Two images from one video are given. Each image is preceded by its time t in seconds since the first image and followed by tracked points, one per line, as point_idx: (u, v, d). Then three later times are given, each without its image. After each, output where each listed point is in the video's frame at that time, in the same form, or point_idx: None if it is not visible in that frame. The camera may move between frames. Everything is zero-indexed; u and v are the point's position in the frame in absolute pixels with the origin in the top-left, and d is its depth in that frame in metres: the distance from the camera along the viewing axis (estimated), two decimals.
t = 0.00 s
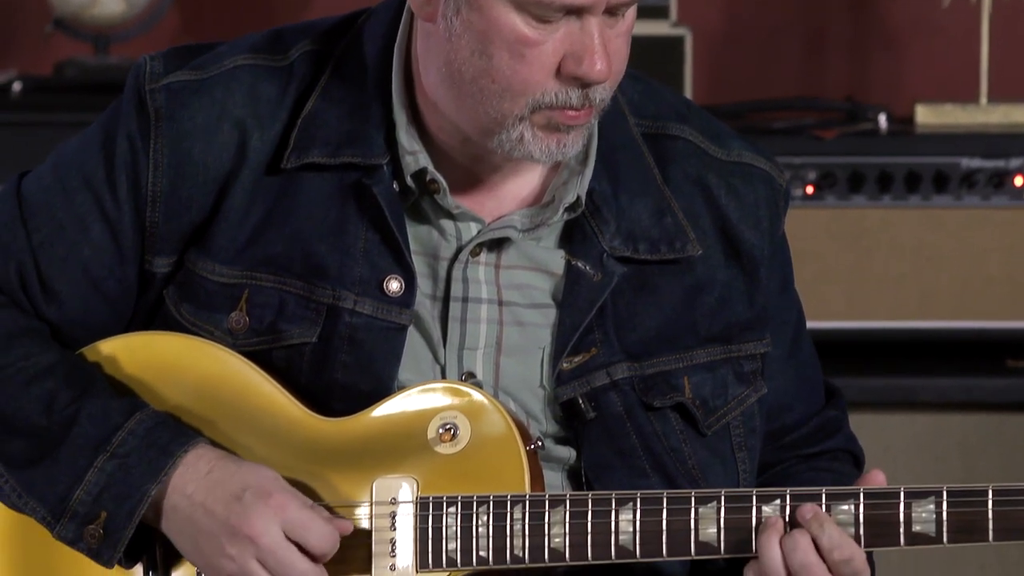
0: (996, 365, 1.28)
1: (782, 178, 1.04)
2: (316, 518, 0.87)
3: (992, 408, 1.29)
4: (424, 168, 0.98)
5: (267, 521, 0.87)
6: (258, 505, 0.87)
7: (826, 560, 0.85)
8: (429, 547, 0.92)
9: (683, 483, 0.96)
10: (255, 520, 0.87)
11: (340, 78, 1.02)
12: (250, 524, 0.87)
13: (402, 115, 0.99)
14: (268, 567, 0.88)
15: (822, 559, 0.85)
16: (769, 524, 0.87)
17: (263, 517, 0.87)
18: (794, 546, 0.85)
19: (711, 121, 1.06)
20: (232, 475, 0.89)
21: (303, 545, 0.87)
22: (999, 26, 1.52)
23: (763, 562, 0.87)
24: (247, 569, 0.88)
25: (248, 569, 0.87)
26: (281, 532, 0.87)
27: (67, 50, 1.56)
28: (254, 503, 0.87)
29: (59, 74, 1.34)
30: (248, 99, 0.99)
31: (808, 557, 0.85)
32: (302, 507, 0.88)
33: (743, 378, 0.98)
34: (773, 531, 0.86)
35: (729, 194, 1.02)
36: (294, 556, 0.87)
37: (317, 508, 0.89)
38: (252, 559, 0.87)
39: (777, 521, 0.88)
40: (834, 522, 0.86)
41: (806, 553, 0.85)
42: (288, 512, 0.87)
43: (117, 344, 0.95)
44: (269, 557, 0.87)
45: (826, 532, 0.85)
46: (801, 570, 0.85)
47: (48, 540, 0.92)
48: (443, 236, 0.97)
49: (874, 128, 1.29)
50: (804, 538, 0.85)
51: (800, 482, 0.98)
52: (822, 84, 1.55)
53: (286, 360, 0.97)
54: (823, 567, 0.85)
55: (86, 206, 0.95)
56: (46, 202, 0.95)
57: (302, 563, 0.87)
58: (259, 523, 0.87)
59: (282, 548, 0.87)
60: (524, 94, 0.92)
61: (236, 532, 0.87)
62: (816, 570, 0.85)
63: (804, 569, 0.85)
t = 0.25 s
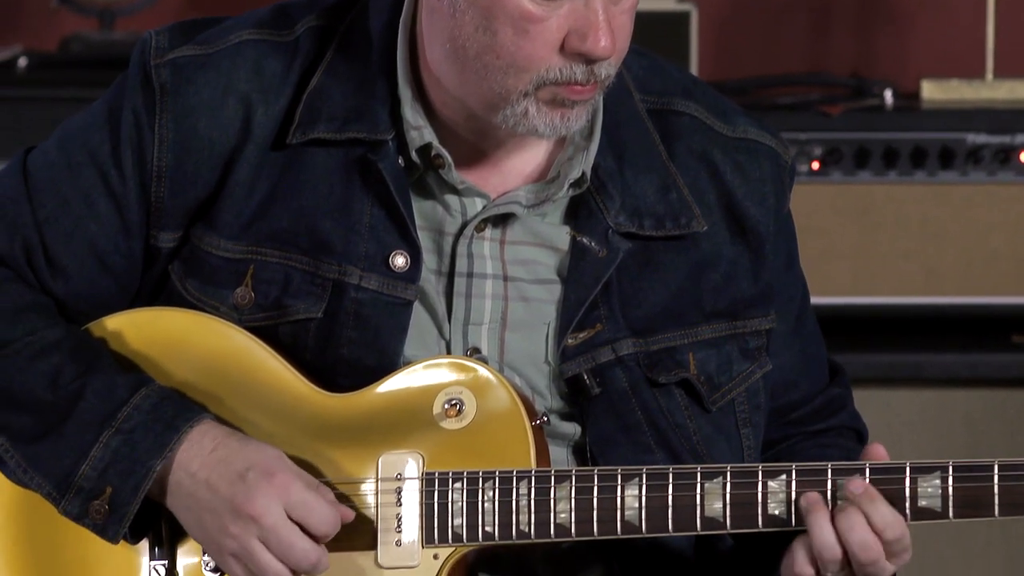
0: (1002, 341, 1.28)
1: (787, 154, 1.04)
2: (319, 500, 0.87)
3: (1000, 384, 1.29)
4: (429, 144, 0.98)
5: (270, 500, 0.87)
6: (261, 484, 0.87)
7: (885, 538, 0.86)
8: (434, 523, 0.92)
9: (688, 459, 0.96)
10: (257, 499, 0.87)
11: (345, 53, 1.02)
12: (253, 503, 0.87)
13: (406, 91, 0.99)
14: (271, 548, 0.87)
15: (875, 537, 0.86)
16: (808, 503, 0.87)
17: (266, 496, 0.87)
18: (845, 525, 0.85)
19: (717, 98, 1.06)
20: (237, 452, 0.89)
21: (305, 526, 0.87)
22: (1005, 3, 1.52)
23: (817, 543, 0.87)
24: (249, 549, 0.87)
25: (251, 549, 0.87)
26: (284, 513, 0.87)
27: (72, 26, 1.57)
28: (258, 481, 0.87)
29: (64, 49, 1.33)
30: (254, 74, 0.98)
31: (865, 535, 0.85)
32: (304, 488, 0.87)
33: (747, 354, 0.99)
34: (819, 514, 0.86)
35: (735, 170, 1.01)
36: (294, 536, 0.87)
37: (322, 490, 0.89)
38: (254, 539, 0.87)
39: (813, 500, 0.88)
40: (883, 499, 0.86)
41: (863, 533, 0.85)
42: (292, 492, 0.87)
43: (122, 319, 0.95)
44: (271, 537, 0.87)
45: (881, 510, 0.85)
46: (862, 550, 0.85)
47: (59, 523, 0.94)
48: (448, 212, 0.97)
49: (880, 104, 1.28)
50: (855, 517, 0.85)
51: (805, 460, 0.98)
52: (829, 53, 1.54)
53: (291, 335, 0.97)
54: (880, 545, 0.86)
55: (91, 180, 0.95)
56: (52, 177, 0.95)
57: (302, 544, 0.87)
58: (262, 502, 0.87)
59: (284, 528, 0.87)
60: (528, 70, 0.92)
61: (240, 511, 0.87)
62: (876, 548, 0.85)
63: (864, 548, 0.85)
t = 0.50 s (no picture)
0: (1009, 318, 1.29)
1: (795, 130, 1.04)
2: (314, 482, 0.86)
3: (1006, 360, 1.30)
4: (437, 120, 0.98)
5: (267, 480, 0.85)
6: (259, 463, 0.86)
7: (852, 515, 0.84)
8: (440, 499, 0.91)
9: (697, 435, 0.96)
10: (254, 477, 0.85)
11: (353, 30, 1.02)
12: (251, 481, 0.85)
13: (414, 67, 0.99)
14: (267, 525, 0.86)
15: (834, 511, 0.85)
16: (778, 480, 0.86)
17: (262, 475, 0.85)
18: (806, 501, 0.84)
19: (725, 74, 1.05)
20: (241, 427, 0.88)
21: (299, 507, 0.86)
22: None
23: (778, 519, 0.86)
24: (244, 526, 0.86)
25: (245, 525, 0.86)
26: (280, 492, 0.86)
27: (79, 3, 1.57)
28: (257, 460, 0.86)
29: (70, 25, 1.33)
30: (261, 50, 0.98)
31: (817, 510, 0.84)
32: (303, 469, 0.86)
33: (755, 329, 0.98)
34: (782, 489, 0.85)
35: (743, 145, 1.01)
36: (289, 516, 0.85)
37: (320, 474, 0.87)
38: (250, 516, 0.86)
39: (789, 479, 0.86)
40: (845, 476, 0.84)
41: (814, 507, 0.84)
42: (288, 473, 0.86)
43: (130, 294, 0.95)
44: (266, 516, 0.85)
45: (841, 487, 0.84)
46: (812, 524, 0.84)
47: (71, 501, 0.95)
48: (456, 188, 0.97)
49: (886, 81, 1.28)
50: (811, 494, 0.84)
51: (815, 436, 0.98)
52: (834, 32, 1.55)
53: (299, 312, 0.97)
54: (833, 520, 0.84)
55: (97, 156, 0.95)
56: (58, 154, 0.95)
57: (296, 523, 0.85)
58: (259, 480, 0.85)
59: (279, 507, 0.85)
60: (536, 46, 0.92)
61: (237, 488, 0.86)
62: (825, 523, 0.84)
63: (815, 523, 0.84)
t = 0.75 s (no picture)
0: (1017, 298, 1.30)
1: (802, 110, 1.04)
2: (332, 454, 0.87)
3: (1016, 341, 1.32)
4: (444, 99, 0.98)
5: (285, 454, 0.86)
6: (275, 438, 0.86)
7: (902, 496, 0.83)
8: (448, 479, 0.91)
9: (704, 415, 0.96)
10: (271, 454, 0.86)
11: (361, 10, 1.02)
12: (268, 457, 0.86)
13: (421, 46, 0.99)
14: (284, 502, 0.86)
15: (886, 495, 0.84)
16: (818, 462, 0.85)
17: (279, 450, 0.86)
18: (852, 485, 0.83)
19: (732, 54, 1.05)
20: (250, 407, 0.88)
21: (318, 480, 0.86)
22: None
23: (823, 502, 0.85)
24: (261, 504, 0.87)
25: (264, 502, 0.86)
26: (297, 466, 0.86)
27: None
28: (272, 436, 0.87)
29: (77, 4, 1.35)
30: (268, 30, 0.98)
31: (870, 494, 0.83)
32: (319, 443, 0.87)
33: (763, 309, 0.98)
34: (823, 471, 0.85)
35: (750, 125, 1.01)
36: (308, 490, 0.86)
37: (335, 445, 0.88)
38: (268, 492, 0.86)
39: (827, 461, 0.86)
40: (891, 457, 0.84)
41: (871, 492, 0.83)
42: (305, 447, 0.86)
43: (137, 275, 0.95)
44: (285, 491, 0.86)
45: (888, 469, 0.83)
46: (868, 508, 0.84)
47: (79, 482, 0.95)
48: (463, 167, 0.97)
49: (893, 61, 1.29)
50: (860, 477, 0.83)
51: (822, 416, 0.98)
52: (841, 11, 1.55)
53: (306, 292, 0.97)
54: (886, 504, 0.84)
55: (105, 135, 0.95)
56: (65, 133, 0.95)
57: (315, 497, 0.86)
58: (276, 455, 0.86)
59: (297, 482, 0.86)
60: (544, 25, 0.92)
61: (254, 465, 0.86)
62: (879, 506, 0.83)
63: (878, 505, 0.83)
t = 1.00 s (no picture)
0: None
1: (814, 91, 1.03)
2: (340, 439, 0.86)
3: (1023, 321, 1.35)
4: (455, 81, 0.97)
5: (292, 437, 0.86)
6: (285, 421, 0.86)
7: (875, 478, 0.82)
8: (458, 461, 0.91)
9: (715, 395, 0.96)
10: (280, 436, 0.86)
11: None
12: (276, 438, 0.86)
13: (433, 27, 0.99)
14: (294, 483, 0.86)
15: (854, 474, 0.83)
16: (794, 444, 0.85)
17: (288, 432, 0.86)
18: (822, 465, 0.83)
19: (744, 34, 1.04)
20: (262, 387, 0.88)
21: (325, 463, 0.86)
22: None
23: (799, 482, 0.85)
24: (271, 484, 0.86)
25: (271, 484, 0.86)
26: (306, 448, 0.86)
27: None
28: (280, 419, 0.86)
29: None
30: (279, 12, 0.98)
31: (837, 475, 0.83)
32: (326, 426, 0.87)
33: (775, 291, 0.98)
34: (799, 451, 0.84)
35: (762, 106, 1.00)
36: (316, 472, 0.86)
37: (343, 429, 0.87)
38: (276, 474, 0.86)
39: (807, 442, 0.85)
40: (864, 438, 0.82)
41: (836, 472, 0.83)
42: (315, 430, 0.86)
43: (149, 256, 0.96)
44: (294, 473, 0.86)
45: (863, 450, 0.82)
46: (832, 488, 0.83)
47: (89, 464, 0.96)
48: (475, 149, 0.97)
49: (905, 43, 1.31)
50: (830, 457, 0.83)
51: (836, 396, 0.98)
52: None
53: (318, 274, 0.97)
54: (851, 484, 0.83)
55: (117, 117, 0.95)
56: (76, 114, 0.95)
57: (323, 479, 0.86)
58: (285, 437, 0.86)
59: (306, 464, 0.86)
60: (554, 7, 0.91)
61: (263, 446, 0.86)
62: (843, 486, 0.83)
63: (844, 485, 0.83)
